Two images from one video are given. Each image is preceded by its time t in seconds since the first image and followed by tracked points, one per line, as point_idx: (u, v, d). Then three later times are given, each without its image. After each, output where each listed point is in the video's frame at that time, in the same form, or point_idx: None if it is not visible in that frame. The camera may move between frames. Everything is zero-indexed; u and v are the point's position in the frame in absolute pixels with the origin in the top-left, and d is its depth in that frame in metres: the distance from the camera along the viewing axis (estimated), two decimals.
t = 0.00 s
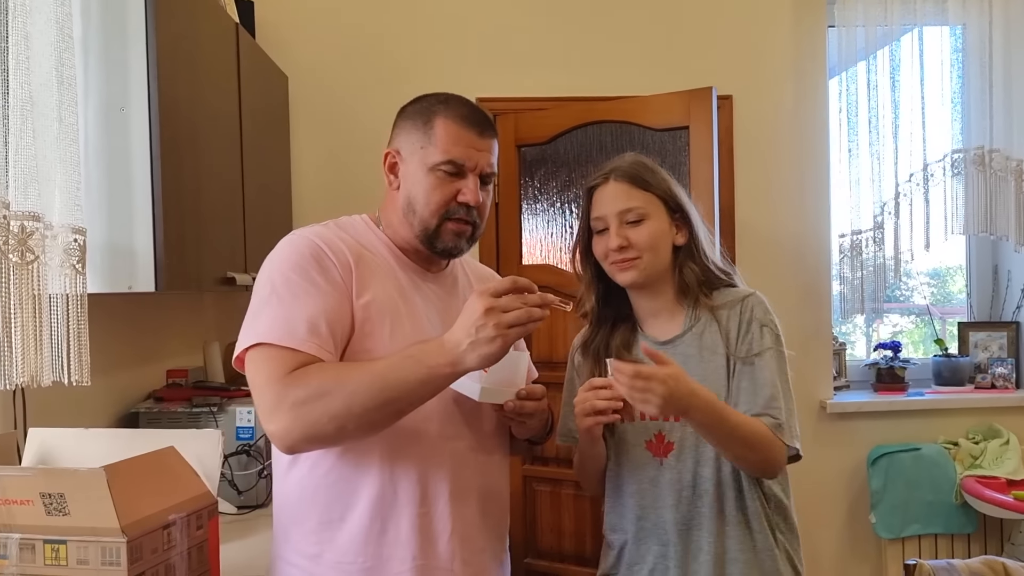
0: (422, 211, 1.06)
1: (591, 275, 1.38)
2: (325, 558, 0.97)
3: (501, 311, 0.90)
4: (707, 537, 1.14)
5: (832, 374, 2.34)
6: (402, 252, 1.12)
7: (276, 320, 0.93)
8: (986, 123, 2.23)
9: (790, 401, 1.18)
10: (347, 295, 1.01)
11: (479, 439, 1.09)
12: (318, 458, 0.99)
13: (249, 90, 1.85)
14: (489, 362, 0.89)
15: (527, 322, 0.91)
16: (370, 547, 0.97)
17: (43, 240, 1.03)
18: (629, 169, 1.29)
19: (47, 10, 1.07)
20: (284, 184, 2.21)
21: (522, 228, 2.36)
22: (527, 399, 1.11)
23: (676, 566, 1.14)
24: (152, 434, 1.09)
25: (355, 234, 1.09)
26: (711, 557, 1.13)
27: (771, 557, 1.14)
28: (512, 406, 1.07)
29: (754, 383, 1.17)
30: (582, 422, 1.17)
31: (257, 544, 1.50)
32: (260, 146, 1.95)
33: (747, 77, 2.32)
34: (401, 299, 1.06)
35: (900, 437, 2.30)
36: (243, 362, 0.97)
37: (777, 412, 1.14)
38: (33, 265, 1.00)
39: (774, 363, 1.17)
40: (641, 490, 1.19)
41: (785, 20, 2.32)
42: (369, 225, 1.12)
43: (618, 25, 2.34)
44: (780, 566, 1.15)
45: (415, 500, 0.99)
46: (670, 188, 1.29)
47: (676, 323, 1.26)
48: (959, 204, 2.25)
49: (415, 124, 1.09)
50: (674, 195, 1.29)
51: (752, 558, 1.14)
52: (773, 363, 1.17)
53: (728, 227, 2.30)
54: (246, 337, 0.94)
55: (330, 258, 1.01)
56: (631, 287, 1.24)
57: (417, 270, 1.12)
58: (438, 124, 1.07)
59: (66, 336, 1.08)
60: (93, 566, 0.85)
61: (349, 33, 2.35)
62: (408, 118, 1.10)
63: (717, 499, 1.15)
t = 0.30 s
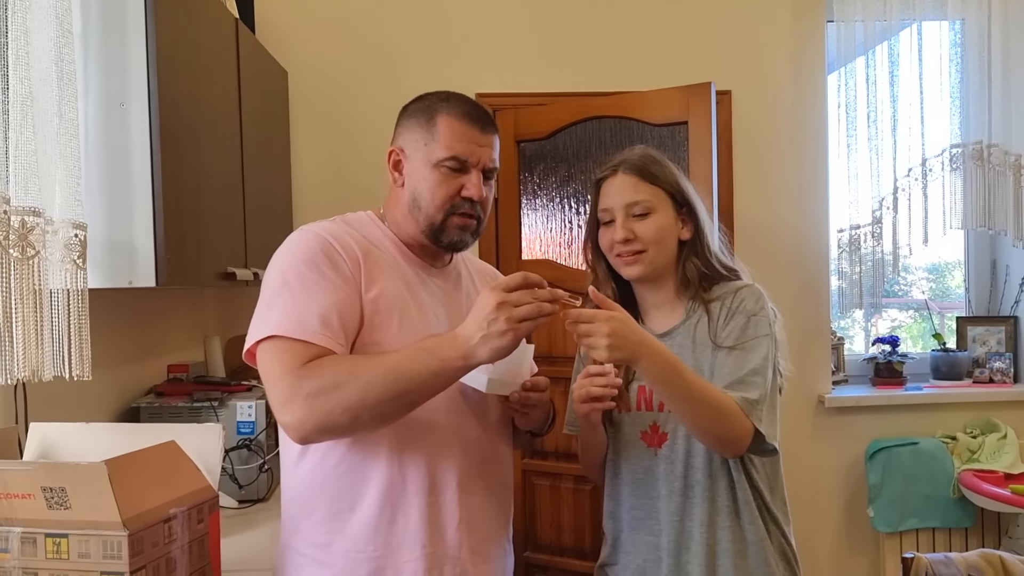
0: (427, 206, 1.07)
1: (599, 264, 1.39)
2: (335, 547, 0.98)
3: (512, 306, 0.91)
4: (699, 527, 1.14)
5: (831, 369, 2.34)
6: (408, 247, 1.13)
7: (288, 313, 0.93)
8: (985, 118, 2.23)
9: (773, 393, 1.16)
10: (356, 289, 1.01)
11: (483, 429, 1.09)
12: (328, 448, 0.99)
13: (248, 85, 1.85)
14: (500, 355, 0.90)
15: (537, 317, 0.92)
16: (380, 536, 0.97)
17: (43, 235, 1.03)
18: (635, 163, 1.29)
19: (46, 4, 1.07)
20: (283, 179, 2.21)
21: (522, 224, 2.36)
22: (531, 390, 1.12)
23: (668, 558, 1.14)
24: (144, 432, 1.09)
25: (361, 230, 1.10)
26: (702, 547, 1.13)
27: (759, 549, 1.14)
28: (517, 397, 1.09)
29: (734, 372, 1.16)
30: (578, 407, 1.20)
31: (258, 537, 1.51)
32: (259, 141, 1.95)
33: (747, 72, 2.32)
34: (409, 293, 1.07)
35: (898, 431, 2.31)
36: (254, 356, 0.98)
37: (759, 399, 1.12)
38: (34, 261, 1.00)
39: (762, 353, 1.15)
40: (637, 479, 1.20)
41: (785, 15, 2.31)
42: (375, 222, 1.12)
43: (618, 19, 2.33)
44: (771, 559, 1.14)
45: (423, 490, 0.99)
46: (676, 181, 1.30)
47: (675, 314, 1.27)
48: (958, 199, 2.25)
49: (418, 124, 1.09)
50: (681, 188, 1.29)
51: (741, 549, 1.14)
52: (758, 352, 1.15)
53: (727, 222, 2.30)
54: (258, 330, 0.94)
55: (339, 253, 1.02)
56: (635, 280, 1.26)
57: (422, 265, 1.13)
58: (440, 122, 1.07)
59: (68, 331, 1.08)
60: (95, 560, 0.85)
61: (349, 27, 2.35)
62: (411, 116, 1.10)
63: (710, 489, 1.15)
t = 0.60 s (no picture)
0: (429, 205, 1.07)
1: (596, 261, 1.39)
2: (339, 543, 0.98)
3: (518, 302, 0.91)
4: (697, 523, 1.14)
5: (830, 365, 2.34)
6: (410, 246, 1.13)
7: (292, 311, 0.93)
8: (983, 114, 2.23)
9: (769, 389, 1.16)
10: (359, 287, 1.01)
11: (486, 425, 1.10)
12: (333, 444, 0.99)
13: (246, 83, 1.85)
14: (506, 351, 0.91)
15: (542, 312, 0.92)
16: (384, 532, 0.98)
17: (42, 234, 1.03)
18: (634, 163, 1.29)
19: (44, 4, 1.07)
20: (282, 178, 2.21)
21: (520, 222, 2.36)
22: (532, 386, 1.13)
23: (667, 554, 1.15)
24: (145, 430, 1.09)
25: (364, 228, 1.10)
26: (700, 544, 1.13)
27: (757, 545, 1.14)
28: (518, 393, 1.09)
29: (728, 369, 1.16)
30: (575, 407, 1.20)
31: (259, 535, 1.52)
32: (257, 140, 1.94)
33: (745, 69, 2.31)
34: (412, 290, 1.07)
35: (897, 427, 2.31)
36: (259, 354, 0.98)
37: (755, 396, 1.12)
38: (33, 260, 1.01)
39: (756, 349, 1.15)
40: (635, 477, 1.21)
41: (783, 11, 2.31)
42: (377, 220, 1.12)
43: (617, 16, 2.33)
44: (769, 555, 1.14)
45: (426, 486, 0.99)
46: (676, 182, 1.30)
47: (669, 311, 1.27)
48: (956, 195, 2.25)
49: (418, 123, 1.09)
50: (681, 190, 1.29)
51: (739, 545, 1.14)
52: (752, 349, 1.15)
53: (726, 219, 2.31)
54: (263, 328, 0.94)
55: (342, 250, 1.02)
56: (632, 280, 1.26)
57: (424, 263, 1.13)
58: (441, 121, 1.07)
59: (67, 330, 1.08)
60: (95, 559, 0.85)
61: (347, 26, 2.34)
62: (412, 116, 1.10)
63: (708, 485, 1.15)
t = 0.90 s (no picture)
0: (427, 205, 1.07)
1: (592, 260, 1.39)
2: (339, 542, 0.98)
3: (519, 298, 0.91)
4: (699, 519, 1.14)
5: (829, 362, 2.34)
6: (408, 246, 1.13)
7: (293, 309, 0.93)
8: (982, 111, 2.23)
9: (768, 383, 1.17)
10: (359, 285, 1.01)
11: (485, 423, 1.10)
12: (332, 443, 0.99)
13: (244, 83, 1.84)
14: (508, 347, 0.90)
15: (545, 309, 0.92)
16: (384, 531, 0.98)
17: (39, 235, 1.03)
18: (632, 164, 1.29)
19: (41, 3, 1.07)
20: (280, 178, 2.21)
21: (519, 220, 2.36)
22: (531, 384, 1.13)
23: (670, 551, 1.14)
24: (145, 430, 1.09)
25: (363, 227, 1.10)
26: (704, 540, 1.13)
27: (758, 540, 1.14)
28: (518, 392, 1.09)
29: (728, 364, 1.16)
30: (574, 407, 1.19)
31: (259, 534, 1.52)
32: (255, 139, 1.94)
33: (743, 67, 2.31)
34: (412, 289, 1.07)
35: (896, 424, 2.31)
36: (259, 353, 0.98)
37: (757, 390, 1.12)
38: (30, 261, 1.00)
39: (756, 342, 1.16)
40: (636, 474, 1.21)
41: (781, 9, 2.31)
42: (375, 219, 1.12)
43: (615, 14, 2.33)
44: (770, 550, 1.15)
45: (426, 485, 0.99)
46: (674, 183, 1.30)
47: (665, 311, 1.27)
48: (955, 193, 2.25)
49: (416, 124, 1.09)
50: (679, 192, 1.30)
51: (741, 540, 1.15)
52: (752, 343, 1.16)
53: (724, 217, 2.31)
54: (263, 327, 0.94)
55: (342, 249, 1.02)
56: (631, 279, 1.26)
57: (423, 263, 1.13)
58: (439, 122, 1.07)
59: (65, 331, 1.08)
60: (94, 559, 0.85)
61: (345, 25, 2.34)
62: (409, 117, 1.10)
63: (710, 481, 1.16)
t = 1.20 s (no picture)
0: (427, 202, 1.06)
1: (592, 253, 1.38)
2: (338, 540, 0.98)
3: (519, 291, 0.91)
4: (700, 515, 1.14)
5: (828, 359, 2.34)
6: (407, 242, 1.12)
7: (294, 305, 0.92)
8: (982, 106, 2.22)
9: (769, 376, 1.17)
10: (359, 281, 1.01)
11: (484, 420, 1.10)
12: (331, 440, 0.99)
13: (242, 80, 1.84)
14: (510, 342, 0.90)
15: (546, 303, 0.92)
16: (383, 528, 0.97)
17: (37, 231, 1.03)
18: (631, 160, 1.28)
19: None
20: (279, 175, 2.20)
21: (519, 216, 2.36)
22: (530, 381, 1.12)
23: (670, 547, 1.14)
24: (144, 428, 1.09)
25: (361, 223, 1.09)
26: (704, 535, 1.13)
27: (758, 534, 1.14)
28: (515, 389, 1.09)
29: (729, 360, 1.16)
30: (574, 404, 1.19)
31: (258, 532, 1.51)
32: (253, 136, 1.93)
33: (743, 63, 2.31)
34: (411, 286, 1.07)
35: (896, 420, 2.31)
36: (258, 350, 0.97)
37: (758, 384, 1.13)
38: (28, 257, 1.00)
39: (756, 338, 1.16)
40: (635, 470, 1.20)
41: (780, 5, 2.30)
42: (373, 215, 1.12)
43: (614, 10, 2.32)
44: (770, 544, 1.14)
45: (425, 482, 0.99)
46: (673, 180, 1.29)
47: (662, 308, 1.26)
48: (955, 188, 2.25)
49: (415, 120, 1.08)
50: (679, 188, 1.29)
51: (741, 535, 1.15)
52: (752, 339, 1.16)
53: (724, 213, 2.30)
54: (263, 322, 0.93)
55: (342, 244, 1.01)
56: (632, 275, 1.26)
57: (421, 260, 1.12)
58: (438, 118, 1.07)
59: (62, 328, 1.08)
60: (93, 557, 0.85)
61: (343, 21, 2.33)
62: (407, 113, 1.10)
63: (711, 476, 1.15)
